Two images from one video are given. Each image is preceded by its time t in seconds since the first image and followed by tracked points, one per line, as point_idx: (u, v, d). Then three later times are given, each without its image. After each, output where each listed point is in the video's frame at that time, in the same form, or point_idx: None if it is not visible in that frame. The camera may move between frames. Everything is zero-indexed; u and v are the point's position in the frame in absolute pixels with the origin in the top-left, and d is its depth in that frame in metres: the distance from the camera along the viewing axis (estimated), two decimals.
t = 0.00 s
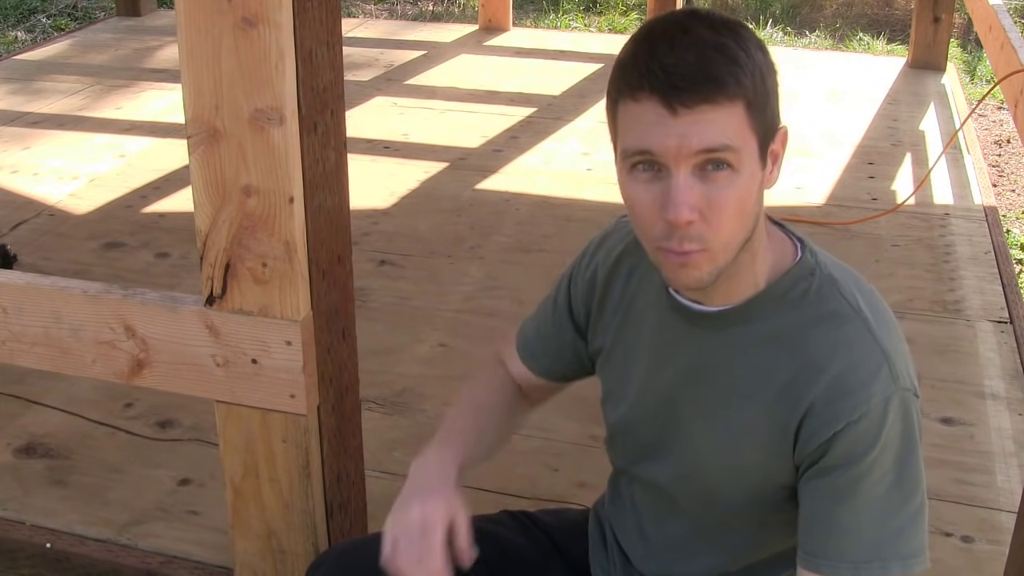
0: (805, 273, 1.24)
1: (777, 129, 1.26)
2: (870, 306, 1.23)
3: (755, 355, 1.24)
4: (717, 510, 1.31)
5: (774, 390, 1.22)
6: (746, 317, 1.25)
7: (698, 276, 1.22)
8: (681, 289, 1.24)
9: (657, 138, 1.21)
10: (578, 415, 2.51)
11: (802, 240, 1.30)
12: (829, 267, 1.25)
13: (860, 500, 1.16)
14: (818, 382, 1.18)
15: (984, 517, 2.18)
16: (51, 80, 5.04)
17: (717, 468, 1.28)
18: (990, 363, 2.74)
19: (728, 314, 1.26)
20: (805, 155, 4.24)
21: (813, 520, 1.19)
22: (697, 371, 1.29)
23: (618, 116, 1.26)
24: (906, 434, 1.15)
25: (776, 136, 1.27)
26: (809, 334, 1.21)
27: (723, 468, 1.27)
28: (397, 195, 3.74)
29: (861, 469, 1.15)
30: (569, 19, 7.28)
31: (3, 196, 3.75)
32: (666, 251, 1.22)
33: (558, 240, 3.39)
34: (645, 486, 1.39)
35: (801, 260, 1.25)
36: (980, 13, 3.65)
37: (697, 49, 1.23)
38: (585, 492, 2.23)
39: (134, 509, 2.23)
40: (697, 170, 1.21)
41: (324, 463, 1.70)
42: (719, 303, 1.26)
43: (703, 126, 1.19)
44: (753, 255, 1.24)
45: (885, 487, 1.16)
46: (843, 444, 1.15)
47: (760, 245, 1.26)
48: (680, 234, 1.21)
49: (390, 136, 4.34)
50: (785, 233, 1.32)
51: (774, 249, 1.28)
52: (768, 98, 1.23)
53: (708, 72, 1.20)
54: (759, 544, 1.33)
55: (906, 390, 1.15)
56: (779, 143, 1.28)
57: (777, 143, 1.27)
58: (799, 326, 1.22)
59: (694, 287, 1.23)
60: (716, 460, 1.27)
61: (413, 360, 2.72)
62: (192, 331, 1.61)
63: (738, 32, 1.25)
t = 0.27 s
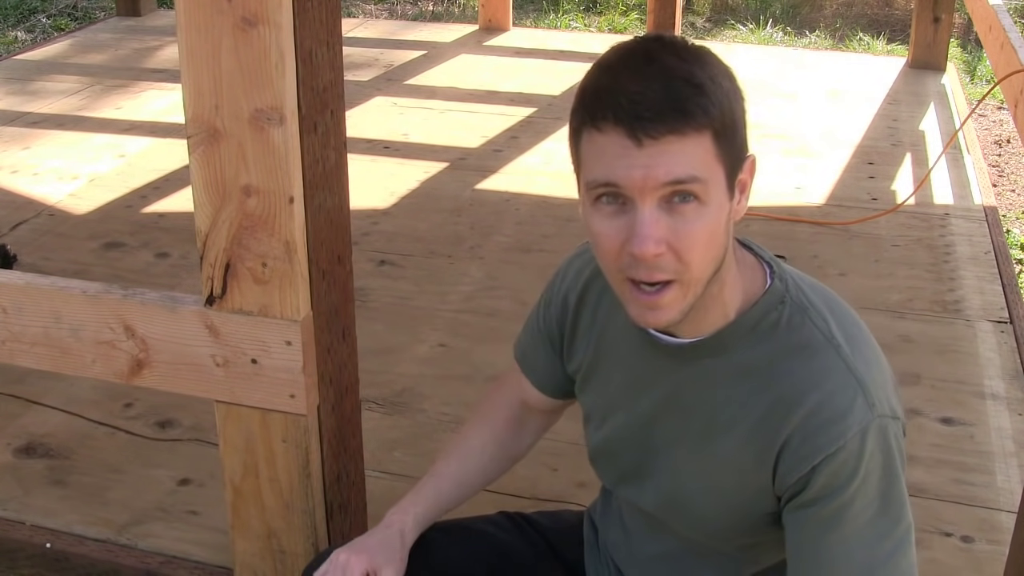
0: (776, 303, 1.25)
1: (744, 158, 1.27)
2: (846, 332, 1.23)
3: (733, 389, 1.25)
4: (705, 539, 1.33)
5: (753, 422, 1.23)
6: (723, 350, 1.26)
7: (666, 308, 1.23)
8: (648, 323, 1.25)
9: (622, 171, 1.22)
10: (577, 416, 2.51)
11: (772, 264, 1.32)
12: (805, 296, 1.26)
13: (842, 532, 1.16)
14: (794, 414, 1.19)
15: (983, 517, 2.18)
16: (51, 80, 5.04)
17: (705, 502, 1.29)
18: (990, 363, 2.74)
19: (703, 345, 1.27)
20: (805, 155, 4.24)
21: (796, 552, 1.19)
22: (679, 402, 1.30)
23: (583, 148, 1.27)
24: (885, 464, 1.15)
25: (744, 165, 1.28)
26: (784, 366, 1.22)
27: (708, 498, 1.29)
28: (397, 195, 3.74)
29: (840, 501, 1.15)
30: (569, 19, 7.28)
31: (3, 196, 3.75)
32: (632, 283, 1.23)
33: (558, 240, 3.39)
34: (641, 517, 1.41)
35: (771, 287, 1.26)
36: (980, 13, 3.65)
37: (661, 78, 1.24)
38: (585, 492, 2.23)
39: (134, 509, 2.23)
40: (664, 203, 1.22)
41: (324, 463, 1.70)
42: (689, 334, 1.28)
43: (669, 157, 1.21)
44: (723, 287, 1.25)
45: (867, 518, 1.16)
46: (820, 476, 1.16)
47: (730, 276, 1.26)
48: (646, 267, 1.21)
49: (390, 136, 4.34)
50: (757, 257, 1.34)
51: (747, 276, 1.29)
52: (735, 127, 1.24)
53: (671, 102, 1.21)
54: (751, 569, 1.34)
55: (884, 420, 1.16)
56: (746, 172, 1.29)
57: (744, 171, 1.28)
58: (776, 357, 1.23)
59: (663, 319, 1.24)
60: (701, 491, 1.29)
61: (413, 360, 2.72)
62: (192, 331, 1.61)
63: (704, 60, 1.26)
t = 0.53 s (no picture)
0: (776, 298, 1.25)
1: (743, 157, 1.25)
2: (845, 330, 1.24)
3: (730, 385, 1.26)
4: (702, 535, 1.33)
5: (750, 417, 1.24)
6: (721, 346, 1.27)
7: (644, 299, 1.24)
8: (634, 317, 1.27)
9: (605, 164, 1.23)
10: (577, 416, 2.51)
11: (773, 262, 1.32)
12: (804, 292, 1.26)
13: (838, 529, 1.16)
14: (790, 410, 1.20)
15: (984, 517, 2.18)
16: (51, 80, 5.04)
17: (702, 498, 1.29)
18: (990, 363, 2.74)
19: (702, 340, 1.28)
20: (805, 155, 4.24)
21: (791, 548, 1.19)
22: (677, 397, 1.31)
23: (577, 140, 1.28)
24: (881, 460, 1.15)
25: (743, 165, 1.26)
26: (781, 362, 1.22)
27: (705, 494, 1.29)
28: (397, 195, 3.74)
29: (837, 497, 1.15)
30: (569, 19, 7.28)
31: (3, 196, 3.75)
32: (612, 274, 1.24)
33: (558, 240, 3.39)
34: (638, 516, 1.41)
35: (772, 283, 1.26)
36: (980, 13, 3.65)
37: (653, 74, 1.24)
38: (585, 492, 2.23)
39: (135, 509, 2.23)
40: (647, 198, 1.21)
41: (324, 463, 1.70)
42: (690, 328, 1.29)
43: (650, 153, 1.20)
44: (710, 281, 1.25)
45: (864, 514, 1.16)
46: (816, 472, 1.16)
47: (719, 272, 1.26)
48: (624, 258, 1.23)
49: (390, 136, 4.34)
50: (759, 254, 1.34)
51: (744, 275, 1.29)
52: (730, 126, 1.23)
53: (658, 99, 1.21)
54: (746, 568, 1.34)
55: (881, 416, 1.16)
56: (746, 171, 1.27)
57: (744, 171, 1.27)
58: (774, 352, 1.23)
59: (643, 311, 1.26)
60: (698, 486, 1.29)
61: (413, 360, 2.72)
62: (192, 331, 1.61)
63: (704, 58, 1.25)
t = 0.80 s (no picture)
0: (795, 264, 1.26)
1: (759, 131, 1.26)
2: (863, 301, 1.25)
3: (743, 345, 1.26)
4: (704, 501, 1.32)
5: (759, 376, 1.24)
6: (736, 310, 1.27)
7: (651, 258, 1.26)
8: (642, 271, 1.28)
9: (613, 128, 1.24)
10: (577, 415, 2.51)
11: (795, 233, 1.31)
12: (821, 262, 1.28)
13: (839, 483, 1.15)
14: (804, 365, 1.20)
15: (984, 517, 2.17)
16: (51, 80, 5.04)
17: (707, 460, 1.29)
18: (990, 363, 2.74)
19: (714, 304, 1.28)
20: (805, 155, 4.24)
21: (785, 502, 1.18)
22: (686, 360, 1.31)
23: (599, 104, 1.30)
24: (889, 417, 1.16)
25: (758, 139, 1.26)
26: (796, 322, 1.23)
27: (711, 455, 1.28)
28: (397, 195, 3.74)
29: (842, 449, 1.15)
30: (569, 19, 7.28)
31: (3, 196, 3.75)
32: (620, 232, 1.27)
33: (559, 240, 3.39)
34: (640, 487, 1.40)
35: (791, 249, 1.27)
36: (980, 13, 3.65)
37: (667, 43, 1.25)
38: (585, 492, 2.23)
39: (135, 509, 2.23)
40: (652, 162, 1.23)
41: (324, 462, 1.70)
42: (706, 293, 1.29)
43: (654, 120, 1.22)
44: (719, 249, 1.27)
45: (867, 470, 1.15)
46: (824, 424, 1.17)
47: (730, 243, 1.27)
48: (630, 218, 1.25)
49: (390, 136, 4.34)
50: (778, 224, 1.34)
51: (765, 242, 1.29)
52: (744, 100, 1.23)
53: (668, 67, 1.22)
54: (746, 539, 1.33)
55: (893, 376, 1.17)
56: (762, 145, 1.27)
57: (762, 144, 1.27)
58: (787, 314, 1.24)
59: (650, 271, 1.28)
60: (705, 447, 1.29)
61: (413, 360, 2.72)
62: (192, 331, 1.61)
63: (727, 32, 1.25)
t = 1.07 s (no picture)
0: (792, 256, 1.27)
1: (765, 115, 1.27)
2: (858, 288, 1.26)
3: (745, 340, 1.26)
4: (707, 499, 1.31)
5: (763, 368, 1.24)
6: (735, 304, 1.27)
7: (674, 248, 1.25)
8: (657, 260, 1.27)
9: (634, 116, 1.24)
10: (577, 415, 2.51)
11: (788, 227, 1.32)
12: (816, 253, 1.29)
13: (852, 474, 1.16)
14: (808, 358, 1.21)
15: (984, 517, 2.18)
16: (51, 80, 5.04)
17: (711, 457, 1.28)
18: (990, 363, 2.74)
19: (714, 297, 1.28)
20: (805, 155, 4.24)
21: (799, 495, 1.19)
22: (687, 355, 1.31)
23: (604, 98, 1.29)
24: (894, 406, 1.17)
25: (764, 123, 1.27)
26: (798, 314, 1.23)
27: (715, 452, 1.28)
28: (397, 195, 3.74)
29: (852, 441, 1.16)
30: (569, 19, 7.28)
31: (4, 196, 3.75)
32: (641, 224, 1.25)
33: (559, 240, 3.39)
34: (644, 487, 1.40)
35: (788, 242, 1.28)
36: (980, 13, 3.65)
37: (680, 29, 1.26)
38: (586, 492, 2.23)
39: (134, 509, 2.23)
40: (674, 149, 1.23)
41: (324, 463, 1.70)
42: (705, 287, 1.29)
43: (678, 106, 1.22)
44: (731, 239, 1.26)
45: (878, 460, 1.16)
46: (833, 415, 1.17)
47: (742, 230, 1.27)
48: (654, 208, 1.23)
49: (390, 136, 4.34)
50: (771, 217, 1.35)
51: (762, 234, 1.30)
52: (753, 82, 1.24)
53: (687, 51, 1.23)
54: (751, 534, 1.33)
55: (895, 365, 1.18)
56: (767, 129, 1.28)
57: (765, 128, 1.28)
58: (789, 306, 1.24)
59: (671, 262, 1.26)
60: (709, 443, 1.28)
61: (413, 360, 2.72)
62: (192, 331, 1.61)
63: (730, 17, 1.27)
